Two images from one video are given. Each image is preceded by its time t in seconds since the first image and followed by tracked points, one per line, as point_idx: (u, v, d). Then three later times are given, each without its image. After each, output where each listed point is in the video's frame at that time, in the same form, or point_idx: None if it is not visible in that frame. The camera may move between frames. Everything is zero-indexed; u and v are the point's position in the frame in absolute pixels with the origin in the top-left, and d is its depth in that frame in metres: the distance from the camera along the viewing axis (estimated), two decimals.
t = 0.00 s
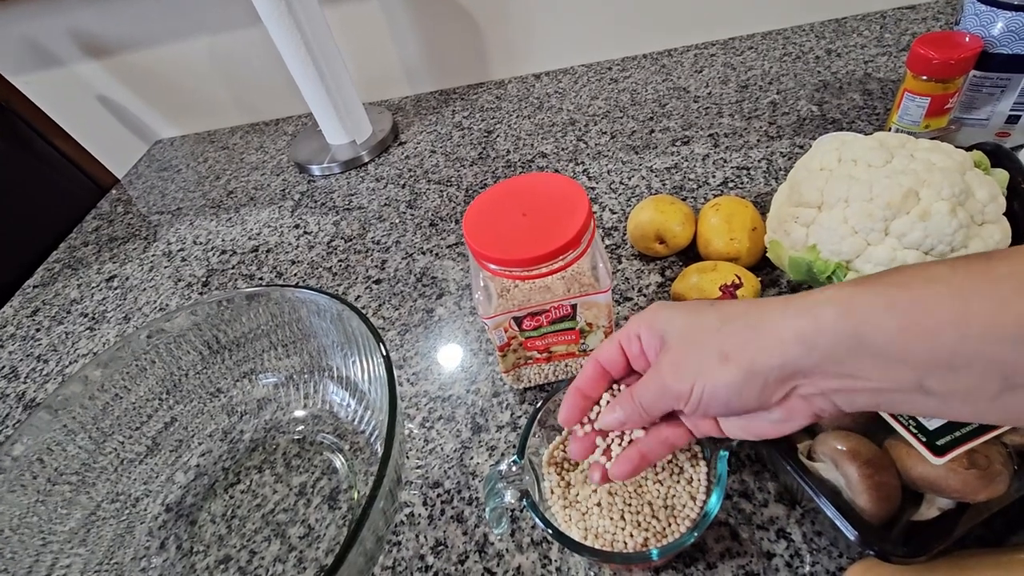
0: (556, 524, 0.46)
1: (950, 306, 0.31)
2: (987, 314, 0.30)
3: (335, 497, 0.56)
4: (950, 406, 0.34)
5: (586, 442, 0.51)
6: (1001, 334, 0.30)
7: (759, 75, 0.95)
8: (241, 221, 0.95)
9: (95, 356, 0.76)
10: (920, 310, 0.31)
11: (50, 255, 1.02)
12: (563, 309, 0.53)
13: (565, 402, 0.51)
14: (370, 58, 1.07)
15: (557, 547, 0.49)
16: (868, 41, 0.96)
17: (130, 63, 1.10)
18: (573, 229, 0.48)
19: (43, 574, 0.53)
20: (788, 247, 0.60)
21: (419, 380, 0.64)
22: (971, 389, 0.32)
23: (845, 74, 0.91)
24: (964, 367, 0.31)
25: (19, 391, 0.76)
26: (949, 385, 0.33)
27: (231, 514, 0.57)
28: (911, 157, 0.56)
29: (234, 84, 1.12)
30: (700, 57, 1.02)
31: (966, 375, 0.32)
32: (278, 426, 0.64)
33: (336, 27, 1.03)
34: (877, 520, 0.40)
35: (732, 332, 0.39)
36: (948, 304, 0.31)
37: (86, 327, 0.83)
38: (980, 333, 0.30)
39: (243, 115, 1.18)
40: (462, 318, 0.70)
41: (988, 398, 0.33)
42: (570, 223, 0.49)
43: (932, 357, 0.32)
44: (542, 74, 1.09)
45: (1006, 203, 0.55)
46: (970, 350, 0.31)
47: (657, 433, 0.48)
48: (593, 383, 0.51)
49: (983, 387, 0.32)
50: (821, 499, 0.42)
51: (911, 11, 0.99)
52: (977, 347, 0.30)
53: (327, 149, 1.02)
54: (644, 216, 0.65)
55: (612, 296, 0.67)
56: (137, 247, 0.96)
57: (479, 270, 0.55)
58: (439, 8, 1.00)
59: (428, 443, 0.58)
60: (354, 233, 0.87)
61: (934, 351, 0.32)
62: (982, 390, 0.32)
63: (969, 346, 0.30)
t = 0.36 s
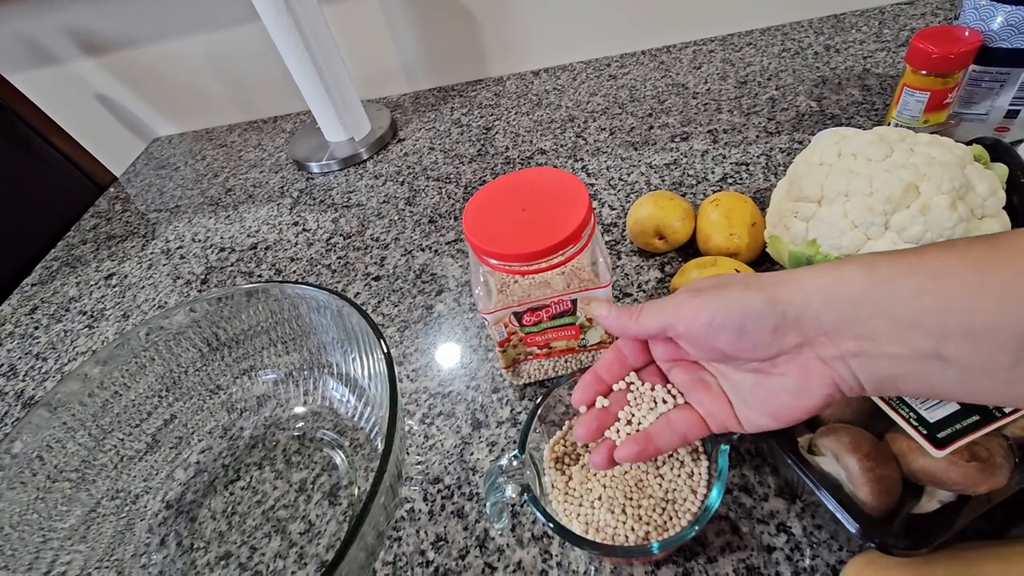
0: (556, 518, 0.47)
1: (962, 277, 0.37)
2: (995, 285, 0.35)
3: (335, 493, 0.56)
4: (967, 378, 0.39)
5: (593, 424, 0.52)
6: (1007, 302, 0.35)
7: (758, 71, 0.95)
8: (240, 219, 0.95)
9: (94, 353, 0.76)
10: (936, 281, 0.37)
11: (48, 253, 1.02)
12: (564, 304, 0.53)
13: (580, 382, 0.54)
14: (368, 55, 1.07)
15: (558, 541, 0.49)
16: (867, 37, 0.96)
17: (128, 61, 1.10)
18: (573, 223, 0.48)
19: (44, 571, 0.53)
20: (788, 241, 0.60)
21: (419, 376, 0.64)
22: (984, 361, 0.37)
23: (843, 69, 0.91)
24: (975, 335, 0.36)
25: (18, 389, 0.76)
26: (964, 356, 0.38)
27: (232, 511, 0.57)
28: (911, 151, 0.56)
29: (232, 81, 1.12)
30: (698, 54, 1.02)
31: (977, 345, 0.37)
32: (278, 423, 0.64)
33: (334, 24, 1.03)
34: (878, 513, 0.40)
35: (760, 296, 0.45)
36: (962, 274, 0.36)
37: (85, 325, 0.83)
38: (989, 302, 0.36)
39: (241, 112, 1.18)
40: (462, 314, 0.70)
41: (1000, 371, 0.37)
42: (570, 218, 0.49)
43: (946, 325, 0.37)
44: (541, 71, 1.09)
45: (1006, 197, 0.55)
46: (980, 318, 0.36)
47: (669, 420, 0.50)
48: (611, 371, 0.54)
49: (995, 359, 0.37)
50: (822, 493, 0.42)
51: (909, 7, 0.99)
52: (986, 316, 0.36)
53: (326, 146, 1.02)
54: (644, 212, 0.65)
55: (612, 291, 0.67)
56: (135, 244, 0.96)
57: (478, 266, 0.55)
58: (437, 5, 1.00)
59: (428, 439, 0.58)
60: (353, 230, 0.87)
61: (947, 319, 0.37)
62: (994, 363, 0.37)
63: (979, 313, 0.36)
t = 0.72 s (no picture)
0: (553, 517, 0.47)
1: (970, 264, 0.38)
2: (1003, 272, 0.36)
3: (333, 492, 0.57)
4: (971, 366, 0.39)
5: (599, 421, 0.52)
6: (1013, 291, 0.36)
7: (756, 70, 0.95)
8: (238, 219, 0.95)
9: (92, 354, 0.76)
10: (944, 268, 0.38)
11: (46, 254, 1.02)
12: (561, 304, 0.53)
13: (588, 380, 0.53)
14: (366, 54, 1.07)
15: (555, 540, 0.49)
16: (864, 36, 0.96)
17: (126, 60, 1.10)
18: (570, 223, 0.48)
19: (42, 571, 0.53)
20: (784, 240, 0.60)
21: (417, 376, 0.64)
22: (989, 347, 0.38)
23: (841, 69, 0.91)
24: (982, 322, 0.37)
25: (17, 389, 0.76)
26: (970, 342, 0.38)
27: (230, 511, 0.57)
28: (907, 150, 0.56)
29: (229, 81, 1.12)
30: (696, 53, 1.02)
31: (983, 332, 0.38)
32: (276, 423, 0.64)
33: (331, 24, 1.02)
34: (872, 511, 0.40)
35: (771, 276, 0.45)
36: (969, 262, 0.38)
37: (83, 325, 0.83)
38: (996, 289, 0.37)
39: (239, 112, 1.18)
40: (459, 314, 0.70)
41: (1003, 359, 0.38)
42: (567, 217, 0.49)
43: (954, 311, 0.38)
44: (539, 70, 1.09)
45: (1001, 195, 0.55)
46: (988, 304, 0.37)
47: (682, 420, 0.49)
48: (619, 368, 0.54)
49: (1000, 346, 0.38)
50: (817, 491, 0.42)
51: (907, 6, 0.99)
52: (993, 302, 0.37)
53: (324, 145, 1.02)
54: (641, 211, 0.65)
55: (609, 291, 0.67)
56: (133, 245, 0.96)
57: (475, 266, 0.55)
58: (434, 3, 1.00)
59: (425, 438, 0.58)
60: (351, 229, 0.87)
61: (955, 306, 0.38)
62: (998, 350, 0.38)
63: (987, 300, 0.37)
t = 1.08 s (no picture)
0: (551, 519, 0.46)
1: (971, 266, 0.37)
2: (1003, 273, 0.36)
3: (331, 494, 0.56)
4: (971, 370, 0.39)
5: (595, 421, 0.52)
6: (1015, 292, 0.36)
7: (754, 70, 0.95)
8: (236, 219, 0.94)
9: (89, 355, 0.76)
10: (945, 269, 0.38)
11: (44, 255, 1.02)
12: (559, 305, 0.53)
13: (585, 379, 0.53)
14: (364, 55, 1.07)
15: (553, 542, 0.49)
16: (863, 36, 0.95)
17: (123, 60, 1.09)
18: (568, 224, 0.48)
19: (39, 574, 0.53)
20: (783, 241, 0.60)
21: (414, 377, 0.64)
22: (990, 350, 0.38)
23: (839, 68, 0.91)
24: (984, 324, 0.37)
25: (13, 391, 0.76)
26: (970, 345, 0.38)
27: (227, 513, 0.57)
28: (905, 150, 0.56)
29: (227, 81, 1.12)
30: (695, 52, 1.02)
31: (985, 333, 0.37)
32: (273, 425, 0.64)
33: (329, 23, 1.02)
34: (871, 514, 0.40)
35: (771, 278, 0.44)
36: (969, 264, 0.37)
37: (80, 326, 0.83)
38: (997, 290, 0.36)
39: (237, 111, 1.17)
40: (457, 315, 0.70)
41: (1004, 362, 0.38)
42: (565, 218, 0.49)
43: (955, 314, 0.38)
44: (537, 70, 1.09)
45: (1000, 196, 0.55)
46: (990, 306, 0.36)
47: (678, 428, 0.49)
48: (617, 371, 0.54)
49: (1002, 348, 0.37)
50: (815, 494, 0.42)
51: (905, 5, 0.99)
52: (994, 304, 0.36)
53: (321, 145, 1.02)
54: (639, 211, 0.65)
55: (607, 292, 0.66)
56: (130, 245, 0.96)
57: (473, 267, 0.55)
58: (432, 3, 0.99)
59: (423, 440, 0.58)
60: (349, 230, 0.87)
61: (956, 308, 0.38)
62: (1000, 353, 0.37)
63: (988, 302, 0.37)
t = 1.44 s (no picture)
0: (552, 519, 0.46)
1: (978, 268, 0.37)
2: (1011, 276, 0.36)
3: (331, 494, 0.56)
4: (977, 372, 0.39)
5: (594, 410, 0.53)
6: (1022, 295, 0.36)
7: (755, 70, 0.95)
8: (236, 219, 0.94)
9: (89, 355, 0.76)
10: (952, 271, 0.38)
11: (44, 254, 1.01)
12: (560, 305, 0.53)
13: (585, 370, 0.53)
14: (364, 55, 1.07)
15: (554, 542, 0.49)
16: (863, 36, 0.96)
17: (123, 61, 1.09)
18: (569, 224, 0.48)
19: (38, 574, 0.53)
20: (783, 241, 0.60)
21: (415, 377, 0.64)
22: (996, 353, 0.38)
23: (840, 69, 0.91)
24: (990, 327, 0.37)
25: (13, 391, 0.76)
26: (976, 347, 0.38)
27: (228, 513, 0.57)
28: (905, 151, 0.56)
29: (227, 81, 1.12)
30: (695, 53, 1.02)
31: (991, 335, 0.37)
32: (274, 425, 0.63)
33: (329, 24, 1.02)
34: (872, 514, 0.40)
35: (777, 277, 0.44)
36: (977, 266, 0.37)
37: (80, 326, 0.83)
38: (1005, 293, 0.36)
39: (237, 111, 1.17)
40: (458, 315, 0.70)
41: (1010, 365, 0.38)
42: (565, 218, 0.49)
43: (962, 316, 0.38)
44: (537, 70, 1.09)
45: (1000, 196, 0.55)
46: (997, 308, 0.37)
47: (676, 424, 0.49)
48: (618, 363, 0.54)
49: (1007, 351, 0.37)
50: (816, 493, 0.42)
51: (905, 6, 0.99)
52: (1001, 307, 0.36)
53: (322, 145, 1.02)
54: (639, 211, 0.65)
55: (607, 292, 0.66)
56: (130, 245, 0.96)
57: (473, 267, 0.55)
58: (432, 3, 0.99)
59: (424, 440, 0.58)
60: (350, 230, 0.87)
61: (963, 311, 0.38)
62: (1005, 355, 0.38)
63: (996, 304, 0.37)
